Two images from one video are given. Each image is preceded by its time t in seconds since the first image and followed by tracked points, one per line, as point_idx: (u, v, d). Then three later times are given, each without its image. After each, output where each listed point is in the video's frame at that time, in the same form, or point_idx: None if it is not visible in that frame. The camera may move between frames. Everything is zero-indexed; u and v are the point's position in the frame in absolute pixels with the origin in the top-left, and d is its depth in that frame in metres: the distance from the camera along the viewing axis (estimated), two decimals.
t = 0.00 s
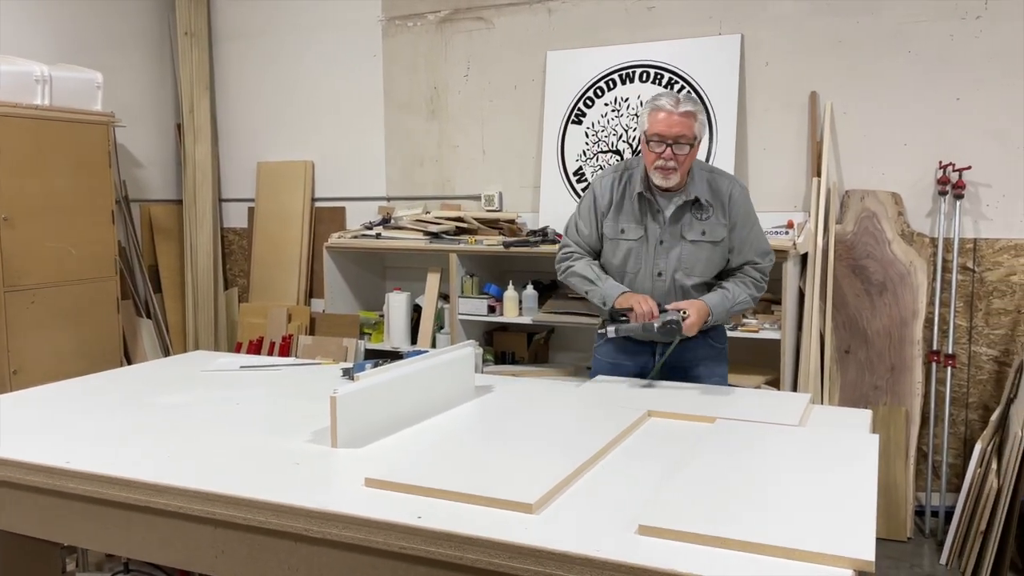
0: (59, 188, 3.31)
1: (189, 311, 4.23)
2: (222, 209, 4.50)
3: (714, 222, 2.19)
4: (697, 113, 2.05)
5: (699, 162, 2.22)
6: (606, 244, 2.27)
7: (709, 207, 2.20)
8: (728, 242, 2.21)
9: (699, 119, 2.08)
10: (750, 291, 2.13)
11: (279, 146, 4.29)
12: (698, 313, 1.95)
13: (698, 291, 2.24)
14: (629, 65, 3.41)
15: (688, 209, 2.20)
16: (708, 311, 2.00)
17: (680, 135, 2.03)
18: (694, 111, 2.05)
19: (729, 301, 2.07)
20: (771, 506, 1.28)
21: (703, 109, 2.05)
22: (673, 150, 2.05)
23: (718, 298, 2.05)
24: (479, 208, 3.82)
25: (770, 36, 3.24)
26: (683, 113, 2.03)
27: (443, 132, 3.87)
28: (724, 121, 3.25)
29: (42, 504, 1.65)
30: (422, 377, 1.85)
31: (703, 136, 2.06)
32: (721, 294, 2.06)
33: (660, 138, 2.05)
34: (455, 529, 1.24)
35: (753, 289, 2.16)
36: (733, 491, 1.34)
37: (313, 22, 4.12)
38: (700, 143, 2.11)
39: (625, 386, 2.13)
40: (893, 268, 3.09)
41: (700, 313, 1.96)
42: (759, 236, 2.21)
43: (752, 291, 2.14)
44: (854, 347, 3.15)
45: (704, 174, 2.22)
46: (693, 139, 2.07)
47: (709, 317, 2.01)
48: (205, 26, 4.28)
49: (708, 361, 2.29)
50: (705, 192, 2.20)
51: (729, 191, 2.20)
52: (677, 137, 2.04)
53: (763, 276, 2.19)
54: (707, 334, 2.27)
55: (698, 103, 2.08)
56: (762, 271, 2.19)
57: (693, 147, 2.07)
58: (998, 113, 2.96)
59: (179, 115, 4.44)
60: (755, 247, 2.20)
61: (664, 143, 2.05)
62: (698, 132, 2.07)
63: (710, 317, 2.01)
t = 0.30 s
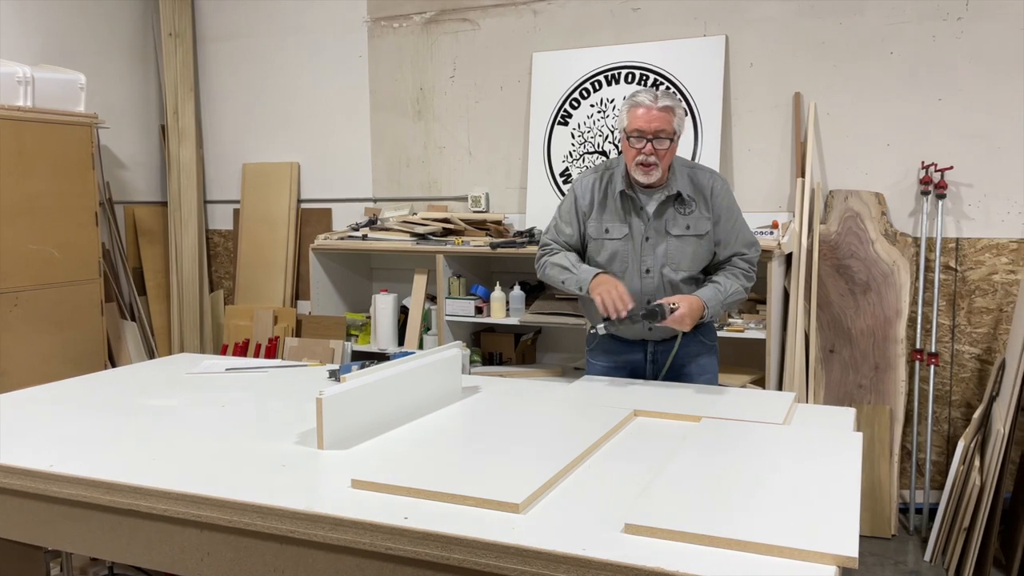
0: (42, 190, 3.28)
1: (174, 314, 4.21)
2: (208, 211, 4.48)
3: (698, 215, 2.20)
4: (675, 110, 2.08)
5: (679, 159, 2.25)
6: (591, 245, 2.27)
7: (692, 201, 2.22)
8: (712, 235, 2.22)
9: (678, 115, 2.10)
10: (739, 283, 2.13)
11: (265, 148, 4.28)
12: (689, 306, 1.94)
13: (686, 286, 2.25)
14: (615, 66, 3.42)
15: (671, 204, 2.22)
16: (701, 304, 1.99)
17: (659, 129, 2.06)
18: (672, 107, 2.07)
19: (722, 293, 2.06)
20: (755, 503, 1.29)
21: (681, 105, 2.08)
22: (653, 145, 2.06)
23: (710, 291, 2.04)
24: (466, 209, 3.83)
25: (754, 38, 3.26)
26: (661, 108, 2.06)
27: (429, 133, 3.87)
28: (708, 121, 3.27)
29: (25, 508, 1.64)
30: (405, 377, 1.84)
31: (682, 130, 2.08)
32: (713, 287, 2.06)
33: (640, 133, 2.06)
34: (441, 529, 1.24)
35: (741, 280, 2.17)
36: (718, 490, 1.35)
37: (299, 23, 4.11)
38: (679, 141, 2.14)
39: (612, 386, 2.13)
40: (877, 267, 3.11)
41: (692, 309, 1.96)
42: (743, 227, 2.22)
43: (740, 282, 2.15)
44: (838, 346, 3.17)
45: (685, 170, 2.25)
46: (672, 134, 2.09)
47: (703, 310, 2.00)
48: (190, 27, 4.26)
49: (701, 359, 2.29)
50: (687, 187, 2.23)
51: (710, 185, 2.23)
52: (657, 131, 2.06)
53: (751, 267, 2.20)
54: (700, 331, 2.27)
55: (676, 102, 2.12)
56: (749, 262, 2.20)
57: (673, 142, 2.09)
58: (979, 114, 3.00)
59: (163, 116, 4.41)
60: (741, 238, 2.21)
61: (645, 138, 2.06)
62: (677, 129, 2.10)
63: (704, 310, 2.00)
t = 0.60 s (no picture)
0: (23, 195, 3.26)
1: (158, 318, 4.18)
2: (191, 215, 4.46)
3: (687, 221, 2.22)
4: (659, 123, 2.06)
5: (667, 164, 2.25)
6: (580, 252, 2.27)
7: (681, 206, 2.23)
8: (701, 239, 2.23)
9: (663, 127, 2.08)
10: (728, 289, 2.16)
11: (249, 151, 4.26)
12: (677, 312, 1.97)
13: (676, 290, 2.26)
14: (599, 69, 3.44)
15: (659, 210, 2.23)
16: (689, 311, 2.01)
17: (642, 146, 2.05)
18: (657, 121, 2.05)
19: (709, 298, 2.07)
20: (738, 503, 1.30)
21: (666, 119, 2.05)
22: (636, 161, 2.06)
23: (696, 297, 2.06)
24: (451, 212, 3.83)
25: (737, 42, 3.29)
26: (645, 124, 2.04)
27: (414, 136, 3.87)
28: (692, 124, 3.29)
29: (7, 515, 1.62)
30: (389, 381, 1.84)
31: (666, 144, 2.07)
32: (700, 292, 2.08)
33: (623, 150, 2.06)
34: (427, 532, 1.24)
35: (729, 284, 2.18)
36: (702, 490, 1.36)
37: (282, 26, 4.10)
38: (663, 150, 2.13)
39: (598, 388, 2.14)
40: (859, 268, 3.14)
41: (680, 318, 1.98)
42: (731, 232, 2.23)
43: (729, 287, 2.17)
44: (822, 347, 3.20)
45: (673, 174, 2.25)
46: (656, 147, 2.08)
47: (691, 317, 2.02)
48: (173, 30, 4.24)
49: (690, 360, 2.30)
50: (675, 191, 2.23)
51: (698, 188, 2.23)
52: (640, 148, 2.05)
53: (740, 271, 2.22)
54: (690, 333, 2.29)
55: (661, 111, 2.09)
56: (738, 266, 2.21)
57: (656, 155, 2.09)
58: (958, 117, 3.03)
59: (146, 120, 4.39)
60: (729, 242, 2.22)
61: (628, 155, 2.06)
62: (661, 141, 2.08)
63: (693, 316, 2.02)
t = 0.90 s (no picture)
0: (4, 200, 3.22)
1: (141, 324, 4.15)
2: (174, 220, 4.43)
3: (693, 225, 2.21)
4: (662, 127, 2.05)
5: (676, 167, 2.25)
6: (585, 249, 2.30)
7: (688, 210, 2.22)
8: (708, 244, 2.22)
9: (668, 131, 2.07)
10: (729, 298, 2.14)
11: (232, 155, 4.24)
12: (680, 320, 1.98)
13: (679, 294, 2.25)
14: (583, 73, 3.45)
15: (666, 212, 2.23)
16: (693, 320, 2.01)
17: (641, 148, 2.05)
18: (661, 125, 2.05)
19: (713, 308, 2.07)
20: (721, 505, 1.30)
21: (670, 124, 2.04)
22: (634, 161, 2.07)
23: (703, 306, 2.05)
24: (436, 216, 3.82)
25: (720, 45, 3.31)
26: (648, 125, 2.04)
27: (399, 140, 3.87)
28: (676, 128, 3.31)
29: None
30: (375, 387, 1.84)
31: (668, 149, 2.07)
32: (706, 301, 2.07)
33: (623, 148, 2.07)
34: (411, 538, 1.24)
35: (734, 292, 2.17)
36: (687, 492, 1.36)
37: (266, 30, 4.08)
38: (667, 156, 2.12)
39: (585, 391, 2.14)
40: (842, 270, 3.16)
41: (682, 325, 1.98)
42: (739, 238, 2.21)
43: (731, 294, 2.15)
44: (805, 348, 3.21)
45: (683, 177, 2.25)
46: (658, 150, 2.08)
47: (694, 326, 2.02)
48: (155, 34, 4.21)
49: (683, 361, 2.29)
50: (683, 195, 2.23)
51: (707, 192, 2.22)
52: (638, 149, 2.06)
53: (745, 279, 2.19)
54: (691, 337, 2.27)
55: (669, 117, 2.08)
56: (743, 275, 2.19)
57: (657, 158, 2.09)
58: (939, 119, 3.07)
59: (128, 124, 4.35)
60: (736, 249, 2.21)
61: (626, 154, 2.07)
62: (664, 146, 2.08)
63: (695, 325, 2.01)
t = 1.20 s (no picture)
0: None
1: (125, 329, 4.12)
2: (158, 224, 4.40)
3: (691, 227, 2.21)
4: (657, 129, 2.06)
5: (673, 168, 2.25)
6: (583, 252, 2.30)
7: (686, 212, 2.22)
8: (705, 246, 2.22)
9: (664, 133, 2.08)
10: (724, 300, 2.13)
11: (216, 159, 4.22)
12: (654, 324, 1.98)
13: (678, 297, 2.25)
14: (569, 76, 3.46)
15: (664, 214, 2.23)
16: (672, 324, 2.01)
17: (636, 149, 2.06)
18: (656, 126, 2.06)
19: (700, 312, 2.08)
20: (708, 505, 1.31)
21: (665, 125, 2.05)
22: (629, 163, 2.08)
23: (687, 310, 2.06)
24: (423, 219, 3.82)
25: (704, 49, 3.32)
26: (643, 127, 2.05)
27: (385, 144, 3.86)
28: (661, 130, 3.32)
29: None
30: (361, 391, 1.83)
31: (663, 150, 2.07)
32: (692, 306, 2.08)
33: (618, 150, 2.08)
34: (398, 541, 1.23)
35: (730, 295, 2.16)
36: (674, 493, 1.36)
37: (250, 33, 4.07)
38: (663, 158, 2.12)
39: (573, 393, 2.14)
40: (827, 271, 3.19)
41: (661, 326, 1.99)
42: (737, 240, 2.21)
43: (726, 297, 2.15)
44: (791, 349, 3.23)
45: (681, 179, 2.25)
46: (654, 152, 2.08)
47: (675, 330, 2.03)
48: (138, 37, 4.19)
49: (670, 363, 2.29)
50: (682, 197, 2.23)
51: (705, 194, 2.22)
52: (633, 151, 2.06)
53: (741, 281, 2.18)
54: (691, 340, 2.28)
55: (665, 119, 2.09)
56: (739, 278, 2.18)
57: (653, 160, 2.09)
58: (922, 121, 3.09)
59: (111, 128, 4.32)
60: (733, 251, 2.20)
61: (621, 156, 2.08)
62: (659, 148, 2.08)
63: (676, 329, 2.03)
